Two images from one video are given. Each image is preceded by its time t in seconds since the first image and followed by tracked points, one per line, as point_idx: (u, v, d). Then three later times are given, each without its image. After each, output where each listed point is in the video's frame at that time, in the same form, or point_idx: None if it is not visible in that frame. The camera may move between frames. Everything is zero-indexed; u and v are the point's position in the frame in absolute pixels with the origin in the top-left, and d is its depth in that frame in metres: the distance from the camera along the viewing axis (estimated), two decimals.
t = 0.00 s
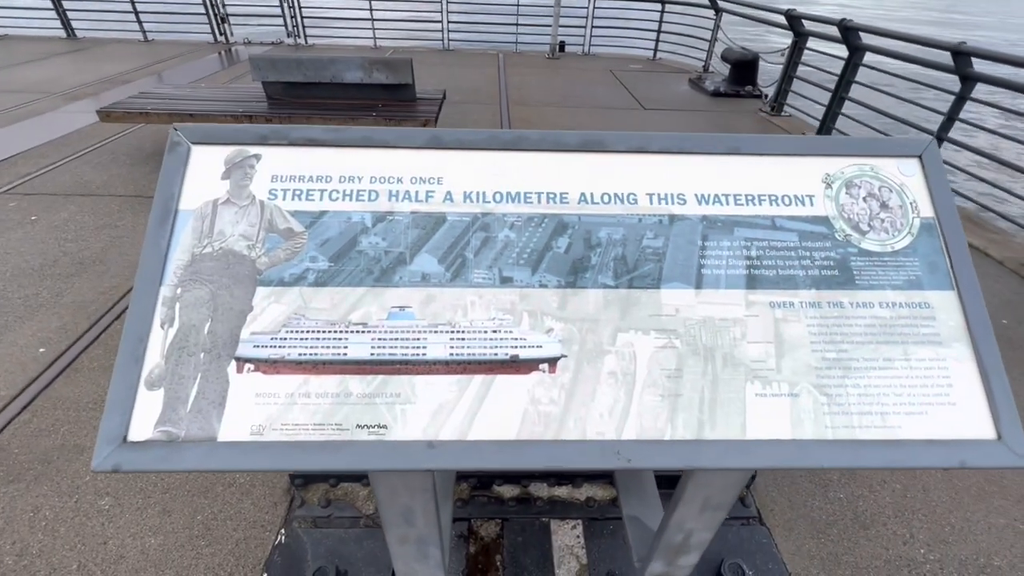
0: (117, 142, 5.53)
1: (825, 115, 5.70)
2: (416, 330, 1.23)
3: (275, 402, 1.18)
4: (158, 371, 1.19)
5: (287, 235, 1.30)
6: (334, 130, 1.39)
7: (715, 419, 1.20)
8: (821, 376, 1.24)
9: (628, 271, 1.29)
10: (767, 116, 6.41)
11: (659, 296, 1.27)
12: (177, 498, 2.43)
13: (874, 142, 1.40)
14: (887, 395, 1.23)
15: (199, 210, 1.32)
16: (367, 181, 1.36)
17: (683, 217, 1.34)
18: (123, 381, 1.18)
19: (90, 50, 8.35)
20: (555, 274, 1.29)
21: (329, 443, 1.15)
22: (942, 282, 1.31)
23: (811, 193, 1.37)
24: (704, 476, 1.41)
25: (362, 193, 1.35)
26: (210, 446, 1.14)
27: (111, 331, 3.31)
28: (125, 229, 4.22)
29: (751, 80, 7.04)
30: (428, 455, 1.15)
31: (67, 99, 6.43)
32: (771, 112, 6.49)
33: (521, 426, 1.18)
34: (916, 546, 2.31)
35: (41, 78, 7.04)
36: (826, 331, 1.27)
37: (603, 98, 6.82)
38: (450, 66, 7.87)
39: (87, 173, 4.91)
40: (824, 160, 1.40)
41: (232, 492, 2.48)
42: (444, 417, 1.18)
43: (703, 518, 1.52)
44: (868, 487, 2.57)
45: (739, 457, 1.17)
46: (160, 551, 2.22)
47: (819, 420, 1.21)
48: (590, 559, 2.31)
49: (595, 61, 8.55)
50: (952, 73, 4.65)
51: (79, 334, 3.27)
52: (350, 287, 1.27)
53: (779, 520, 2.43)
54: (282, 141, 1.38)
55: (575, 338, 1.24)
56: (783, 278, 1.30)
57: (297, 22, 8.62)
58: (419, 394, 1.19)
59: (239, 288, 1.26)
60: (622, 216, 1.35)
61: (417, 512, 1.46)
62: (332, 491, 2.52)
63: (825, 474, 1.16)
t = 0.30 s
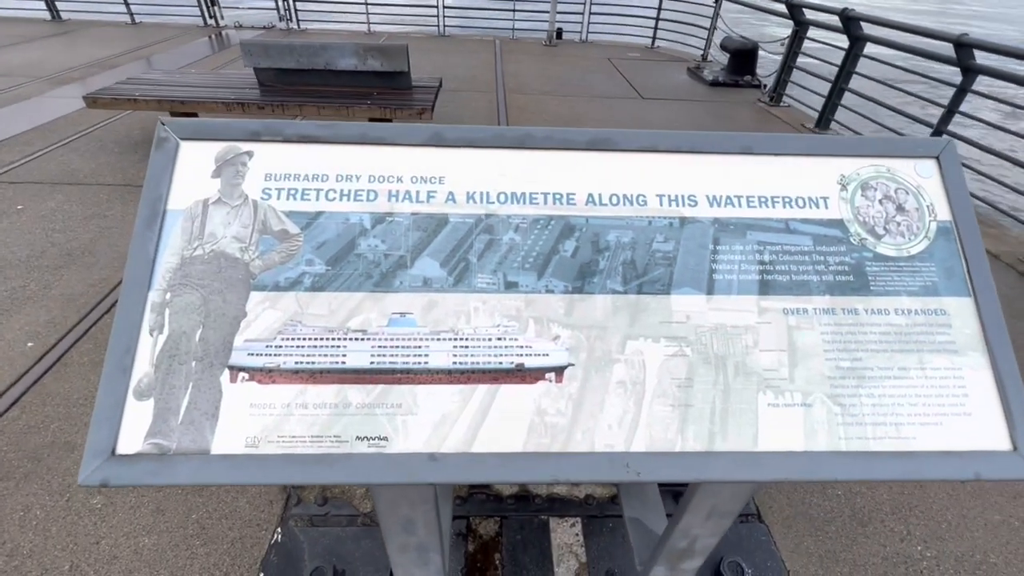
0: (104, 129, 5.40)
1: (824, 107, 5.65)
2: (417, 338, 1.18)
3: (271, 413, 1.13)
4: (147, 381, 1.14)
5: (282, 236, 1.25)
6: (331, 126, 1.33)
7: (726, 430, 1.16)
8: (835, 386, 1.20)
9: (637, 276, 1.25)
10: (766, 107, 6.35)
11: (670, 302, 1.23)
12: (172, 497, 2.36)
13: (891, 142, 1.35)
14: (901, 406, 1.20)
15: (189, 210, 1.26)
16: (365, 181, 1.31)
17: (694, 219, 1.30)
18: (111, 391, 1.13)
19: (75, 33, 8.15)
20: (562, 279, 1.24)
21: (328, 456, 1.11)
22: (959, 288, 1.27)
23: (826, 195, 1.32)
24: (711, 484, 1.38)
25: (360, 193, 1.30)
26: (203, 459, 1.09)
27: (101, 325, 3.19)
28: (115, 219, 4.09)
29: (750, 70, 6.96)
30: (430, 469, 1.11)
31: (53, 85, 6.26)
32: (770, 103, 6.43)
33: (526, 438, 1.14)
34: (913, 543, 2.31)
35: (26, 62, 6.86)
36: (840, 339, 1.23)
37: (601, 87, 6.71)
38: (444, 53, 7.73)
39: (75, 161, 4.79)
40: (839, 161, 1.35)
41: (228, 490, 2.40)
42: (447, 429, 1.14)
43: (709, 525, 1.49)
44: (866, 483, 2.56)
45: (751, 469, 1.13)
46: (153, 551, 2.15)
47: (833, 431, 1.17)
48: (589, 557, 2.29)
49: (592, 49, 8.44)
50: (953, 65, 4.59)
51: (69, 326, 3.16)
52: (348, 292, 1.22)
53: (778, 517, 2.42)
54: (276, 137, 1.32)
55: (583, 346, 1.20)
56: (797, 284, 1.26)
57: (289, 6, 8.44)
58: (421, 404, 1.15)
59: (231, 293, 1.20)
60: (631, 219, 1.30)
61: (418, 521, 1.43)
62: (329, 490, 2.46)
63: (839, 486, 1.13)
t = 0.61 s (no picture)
0: (93, 118, 5.28)
1: (824, 99, 5.58)
2: (421, 346, 1.14)
3: (269, 424, 1.09)
4: (139, 391, 1.09)
5: (279, 238, 1.19)
6: (330, 122, 1.28)
7: (742, 441, 1.13)
8: (853, 395, 1.16)
9: (649, 281, 1.20)
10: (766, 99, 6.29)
11: (684, 308, 1.19)
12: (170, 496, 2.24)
13: (911, 142, 1.31)
14: (920, 416, 1.16)
15: (180, 210, 1.20)
16: (366, 180, 1.25)
17: (708, 221, 1.25)
18: (101, 402, 1.08)
19: (63, 19, 7.95)
20: (571, 283, 1.20)
21: (329, 469, 1.06)
22: (979, 293, 1.23)
23: (844, 197, 1.28)
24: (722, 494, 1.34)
25: (361, 193, 1.24)
26: (198, 474, 1.04)
27: (93, 320, 3.03)
28: (106, 210, 3.94)
29: (750, 61, 6.88)
30: (436, 482, 1.06)
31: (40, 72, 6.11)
32: (770, 94, 6.36)
33: (535, 450, 1.10)
34: (914, 541, 2.29)
35: (11, 48, 6.68)
36: (857, 346, 1.19)
37: (600, 77, 6.61)
38: (439, 41, 7.59)
39: (64, 151, 4.67)
40: (857, 161, 1.31)
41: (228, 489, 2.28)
42: (453, 441, 1.10)
43: (717, 533, 1.46)
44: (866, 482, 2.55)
45: (768, 482, 1.10)
46: (150, 552, 2.03)
47: (850, 442, 1.14)
48: (590, 556, 2.23)
49: (591, 38, 8.33)
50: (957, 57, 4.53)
51: (62, 319, 3.00)
52: (349, 297, 1.17)
53: (780, 516, 2.39)
54: (272, 133, 1.27)
55: (593, 353, 1.15)
56: (813, 289, 1.22)
57: None
58: (426, 415, 1.11)
59: (227, 298, 1.15)
60: (644, 221, 1.25)
61: (421, 530, 1.39)
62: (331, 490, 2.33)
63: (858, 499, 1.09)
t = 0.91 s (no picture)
0: (87, 109, 5.19)
1: (826, 92, 5.52)
2: (430, 351, 1.10)
3: (273, 434, 1.05)
4: (136, 400, 1.05)
5: (281, 239, 1.15)
6: (333, 118, 1.23)
7: (759, 450, 1.09)
8: (874, 402, 1.13)
9: (665, 284, 1.17)
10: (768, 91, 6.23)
11: (701, 313, 1.15)
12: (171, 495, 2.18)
13: (934, 140, 1.27)
14: (943, 424, 1.12)
15: (178, 209, 1.15)
16: (371, 178, 1.20)
17: (725, 222, 1.21)
18: (97, 410, 1.03)
19: (55, 7, 7.81)
20: (585, 286, 1.16)
21: (335, 480, 1.02)
22: (1004, 297, 1.19)
23: (865, 197, 1.24)
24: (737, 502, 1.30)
25: (366, 191, 1.19)
26: (199, 485, 1.00)
27: (89, 315, 2.95)
28: (101, 203, 3.87)
29: (751, 53, 6.80)
30: (446, 493, 1.03)
31: (32, 61, 6.00)
32: (772, 87, 6.30)
33: (548, 459, 1.06)
34: (917, 540, 2.21)
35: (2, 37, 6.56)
36: (879, 352, 1.15)
37: (600, 69, 6.52)
38: (436, 31, 7.48)
39: (58, 143, 4.58)
40: (877, 160, 1.27)
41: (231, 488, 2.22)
42: (464, 450, 1.06)
43: (729, 539, 1.43)
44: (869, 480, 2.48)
45: (787, 492, 1.06)
46: (149, 552, 1.97)
47: (872, 451, 1.10)
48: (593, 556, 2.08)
49: (591, 29, 8.24)
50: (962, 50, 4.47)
51: (57, 315, 2.93)
52: (354, 301, 1.12)
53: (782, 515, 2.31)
54: (273, 129, 1.22)
55: (608, 359, 1.12)
56: (834, 292, 1.18)
57: None
58: (435, 424, 1.07)
59: (227, 302, 1.10)
60: (659, 222, 1.21)
61: (427, 538, 1.35)
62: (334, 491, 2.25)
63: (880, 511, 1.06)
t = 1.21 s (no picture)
0: (84, 102, 5.13)
1: (829, 87, 5.47)
2: (433, 356, 1.07)
3: (272, 441, 1.02)
4: (131, 406, 1.02)
5: (279, 240, 1.12)
6: (333, 115, 1.20)
7: (770, 458, 1.06)
8: (888, 409, 1.10)
9: (674, 287, 1.14)
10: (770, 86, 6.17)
11: (710, 317, 1.12)
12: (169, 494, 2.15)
13: (950, 138, 1.23)
14: (958, 432, 1.10)
15: (172, 209, 1.12)
16: (372, 177, 1.17)
17: (735, 223, 1.18)
18: (91, 417, 1.00)
19: None
20: (591, 289, 1.13)
21: (336, 489, 0.99)
22: (1019, 301, 1.17)
23: (878, 198, 1.21)
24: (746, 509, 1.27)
25: (366, 191, 1.16)
26: (196, 494, 0.97)
27: (86, 312, 2.92)
28: (97, 198, 3.82)
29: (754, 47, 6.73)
30: (450, 502, 1.00)
31: (27, 53, 5.92)
32: (775, 81, 6.24)
33: (554, 467, 1.04)
34: (920, 540, 2.15)
35: None
36: (892, 358, 1.12)
37: (602, 63, 6.46)
38: (436, 24, 7.41)
39: (54, 137, 4.53)
40: (891, 160, 1.24)
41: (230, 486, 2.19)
42: (468, 458, 1.03)
43: (735, 544, 1.40)
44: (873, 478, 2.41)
45: (798, 502, 1.03)
46: (148, 552, 1.94)
47: (884, 459, 1.07)
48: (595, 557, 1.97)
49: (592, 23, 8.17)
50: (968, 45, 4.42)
51: (54, 312, 2.89)
52: (354, 304, 1.09)
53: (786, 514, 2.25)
54: (271, 126, 1.18)
55: (615, 364, 1.09)
56: (846, 296, 1.15)
57: None
58: (438, 431, 1.04)
59: (224, 305, 1.07)
60: (667, 223, 1.18)
61: (429, 545, 1.31)
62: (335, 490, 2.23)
63: (892, 521, 1.03)
